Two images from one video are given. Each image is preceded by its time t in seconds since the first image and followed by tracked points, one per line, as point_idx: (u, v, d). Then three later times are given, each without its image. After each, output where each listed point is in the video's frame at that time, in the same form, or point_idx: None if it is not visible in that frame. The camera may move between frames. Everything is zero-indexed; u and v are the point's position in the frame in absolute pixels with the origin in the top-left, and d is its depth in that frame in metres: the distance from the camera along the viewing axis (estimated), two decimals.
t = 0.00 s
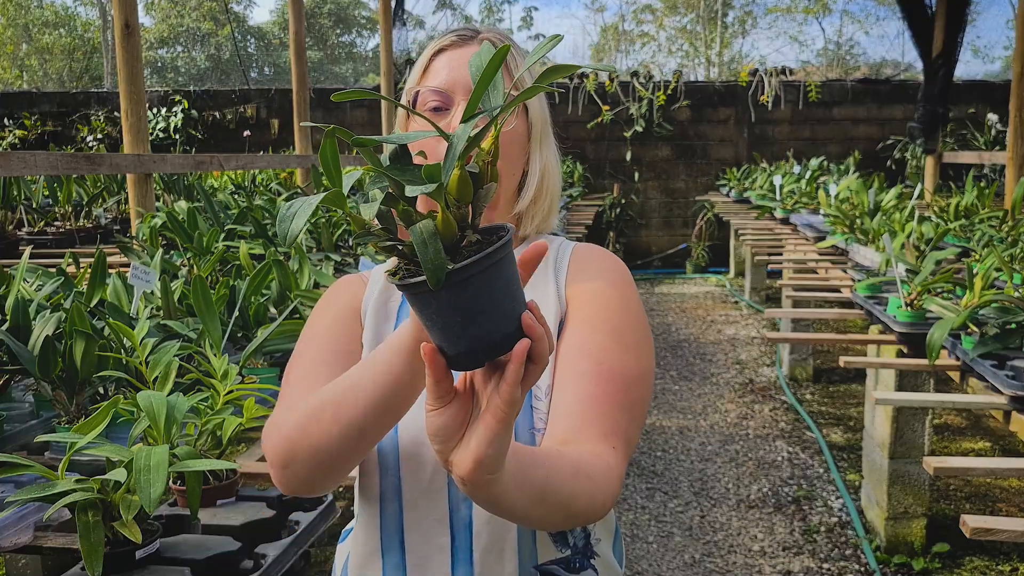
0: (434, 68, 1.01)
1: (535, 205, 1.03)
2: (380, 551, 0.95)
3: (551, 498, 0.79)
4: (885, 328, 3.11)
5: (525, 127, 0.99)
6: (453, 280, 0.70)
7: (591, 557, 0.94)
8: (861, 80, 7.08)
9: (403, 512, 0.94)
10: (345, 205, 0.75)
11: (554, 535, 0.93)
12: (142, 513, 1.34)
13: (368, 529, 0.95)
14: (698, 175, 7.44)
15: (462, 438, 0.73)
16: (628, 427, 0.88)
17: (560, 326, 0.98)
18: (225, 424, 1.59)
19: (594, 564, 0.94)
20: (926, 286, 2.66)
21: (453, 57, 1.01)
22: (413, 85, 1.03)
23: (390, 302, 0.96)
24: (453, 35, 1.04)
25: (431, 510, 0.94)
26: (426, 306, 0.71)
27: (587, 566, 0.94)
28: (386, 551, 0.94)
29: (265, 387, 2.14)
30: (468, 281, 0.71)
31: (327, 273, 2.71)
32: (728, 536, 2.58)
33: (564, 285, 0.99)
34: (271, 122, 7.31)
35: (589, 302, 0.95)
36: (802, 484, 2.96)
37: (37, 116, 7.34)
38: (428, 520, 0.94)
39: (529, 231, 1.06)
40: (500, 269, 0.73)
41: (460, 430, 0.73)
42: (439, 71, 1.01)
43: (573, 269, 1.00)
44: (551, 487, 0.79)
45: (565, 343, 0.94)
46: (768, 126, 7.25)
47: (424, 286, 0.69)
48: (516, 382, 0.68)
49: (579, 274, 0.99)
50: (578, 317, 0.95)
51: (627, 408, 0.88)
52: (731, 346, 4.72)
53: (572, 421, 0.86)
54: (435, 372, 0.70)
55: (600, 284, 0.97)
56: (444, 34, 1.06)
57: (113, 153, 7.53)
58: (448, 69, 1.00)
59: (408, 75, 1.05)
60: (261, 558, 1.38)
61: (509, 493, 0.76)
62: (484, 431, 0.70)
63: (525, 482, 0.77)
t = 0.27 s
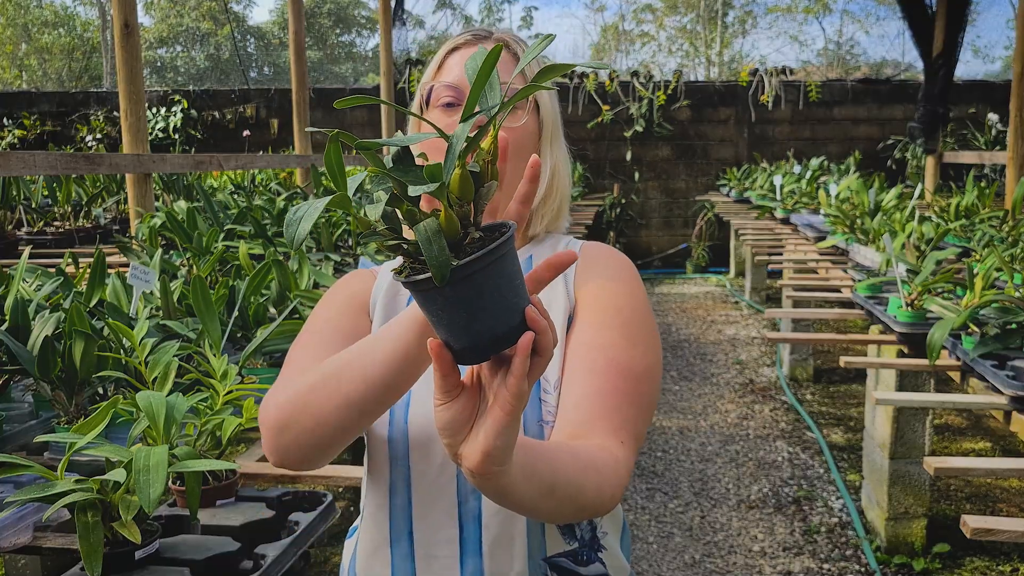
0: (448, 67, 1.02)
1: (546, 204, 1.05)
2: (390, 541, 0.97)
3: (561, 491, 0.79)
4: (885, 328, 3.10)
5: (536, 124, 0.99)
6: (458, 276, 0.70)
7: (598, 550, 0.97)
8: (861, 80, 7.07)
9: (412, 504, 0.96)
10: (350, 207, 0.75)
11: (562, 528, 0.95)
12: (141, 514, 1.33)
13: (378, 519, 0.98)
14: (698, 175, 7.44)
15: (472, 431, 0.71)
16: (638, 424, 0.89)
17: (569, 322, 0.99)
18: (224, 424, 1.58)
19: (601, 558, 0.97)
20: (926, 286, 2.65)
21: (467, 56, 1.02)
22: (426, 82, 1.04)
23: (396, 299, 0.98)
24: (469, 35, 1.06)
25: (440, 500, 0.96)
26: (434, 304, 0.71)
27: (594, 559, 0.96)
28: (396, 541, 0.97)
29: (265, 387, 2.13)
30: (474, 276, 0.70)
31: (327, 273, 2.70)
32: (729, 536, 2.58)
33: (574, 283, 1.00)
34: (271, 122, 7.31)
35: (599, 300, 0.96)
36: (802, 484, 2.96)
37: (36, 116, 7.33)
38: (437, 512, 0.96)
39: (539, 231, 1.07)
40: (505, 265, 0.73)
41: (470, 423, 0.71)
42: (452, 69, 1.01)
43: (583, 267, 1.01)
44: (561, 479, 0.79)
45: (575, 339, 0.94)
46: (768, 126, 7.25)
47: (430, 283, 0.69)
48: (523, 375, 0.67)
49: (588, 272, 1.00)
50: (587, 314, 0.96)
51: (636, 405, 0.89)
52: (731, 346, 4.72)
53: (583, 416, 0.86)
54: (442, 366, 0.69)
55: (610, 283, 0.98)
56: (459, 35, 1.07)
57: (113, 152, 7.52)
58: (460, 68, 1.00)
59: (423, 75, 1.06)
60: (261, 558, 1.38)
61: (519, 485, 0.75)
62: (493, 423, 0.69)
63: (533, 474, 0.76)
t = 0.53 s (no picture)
0: (461, 69, 1.03)
1: (554, 206, 1.05)
2: (399, 535, 0.97)
3: (574, 482, 0.82)
4: (884, 328, 3.10)
5: (545, 130, 1.00)
6: (477, 260, 0.77)
7: (604, 548, 0.97)
8: (861, 80, 7.07)
9: (423, 498, 0.97)
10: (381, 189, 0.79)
11: (567, 524, 0.96)
12: (142, 513, 1.34)
13: (389, 513, 0.98)
14: (698, 175, 7.44)
15: (490, 416, 0.75)
16: (645, 419, 0.91)
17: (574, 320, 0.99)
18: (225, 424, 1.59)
19: (607, 555, 0.98)
20: (926, 286, 2.66)
21: (479, 59, 1.02)
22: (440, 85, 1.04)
23: (409, 293, 1.06)
24: (482, 38, 1.06)
25: (450, 495, 0.97)
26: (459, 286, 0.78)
27: (599, 555, 0.97)
28: (405, 535, 0.97)
29: (266, 387, 2.14)
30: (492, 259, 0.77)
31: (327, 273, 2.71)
32: (728, 536, 2.59)
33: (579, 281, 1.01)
34: (271, 122, 7.32)
35: (604, 298, 0.97)
36: (802, 484, 2.97)
37: (36, 116, 7.34)
38: (447, 508, 0.96)
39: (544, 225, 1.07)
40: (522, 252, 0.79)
41: (487, 409, 0.75)
42: (466, 71, 1.02)
43: (587, 265, 1.02)
44: (575, 474, 0.82)
45: (582, 337, 0.96)
46: (768, 126, 7.26)
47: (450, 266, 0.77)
48: (538, 362, 0.69)
49: (593, 270, 1.01)
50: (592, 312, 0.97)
51: (643, 401, 0.91)
52: (731, 346, 4.73)
53: (593, 414, 0.89)
54: (459, 351, 0.73)
55: (615, 280, 0.99)
56: (473, 37, 1.07)
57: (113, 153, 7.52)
58: (474, 71, 1.01)
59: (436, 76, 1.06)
60: (262, 558, 1.38)
61: (533, 474, 0.78)
62: (510, 411, 0.72)
63: (548, 463, 0.80)
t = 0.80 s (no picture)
0: (456, 76, 1.03)
1: (552, 208, 1.05)
2: (399, 530, 0.97)
3: (572, 479, 0.83)
4: (884, 328, 3.10)
5: (542, 132, 1.01)
6: (469, 258, 0.76)
7: (604, 543, 0.98)
8: (861, 80, 7.07)
9: (422, 494, 0.97)
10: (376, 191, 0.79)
11: (567, 519, 0.97)
12: (142, 513, 1.34)
13: (389, 507, 0.98)
14: (698, 175, 7.44)
15: (486, 411, 0.75)
16: (643, 417, 0.92)
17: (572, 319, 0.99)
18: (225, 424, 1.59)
19: (607, 550, 0.98)
20: (926, 286, 2.65)
21: (474, 65, 1.03)
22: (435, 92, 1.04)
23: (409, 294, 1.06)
24: (476, 44, 1.06)
25: (450, 490, 0.97)
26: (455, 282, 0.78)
27: (599, 550, 0.97)
28: (405, 530, 0.97)
29: (265, 387, 2.14)
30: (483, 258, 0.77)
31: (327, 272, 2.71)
32: (728, 535, 2.59)
33: (578, 280, 1.01)
34: (271, 122, 7.31)
35: (603, 297, 0.97)
36: (802, 484, 2.97)
37: (37, 116, 7.33)
38: (447, 502, 0.97)
39: (543, 222, 1.06)
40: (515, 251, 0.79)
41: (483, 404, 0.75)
42: (461, 78, 1.02)
43: (587, 265, 1.02)
44: (574, 471, 0.83)
45: (581, 335, 0.96)
46: (768, 126, 7.26)
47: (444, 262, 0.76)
48: (531, 359, 0.69)
49: (593, 269, 1.01)
50: (591, 310, 0.97)
51: (641, 399, 0.92)
52: (731, 346, 4.73)
53: (592, 411, 0.89)
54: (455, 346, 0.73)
55: (614, 280, 0.99)
56: (466, 43, 1.07)
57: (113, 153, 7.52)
58: (470, 76, 1.01)
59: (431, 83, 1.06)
60: (261, 558, 1.38)
61: (529, 469, 0.79)
62: (504, 407, 0.72)
63: (547, 459, 0.80)
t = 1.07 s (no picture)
0: (452, 74, 1.03)
1: (548, 205, 1.05)
2: (401, 532, 0.97)
3: (580, 481, 0.83)
4: (884, 328, 3.10)
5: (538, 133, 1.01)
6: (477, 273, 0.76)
7: (604, 539, 0.98)
8: (861, 80, 7.07)
9: (425, 495, 0.97)
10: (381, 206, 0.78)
11: (567, 516, 0.96)
12: (142, 513, 1.34)
13: (390, 508, 0.98)
14: (698, 175, 7.45)
15: (495, 424, 0.76)
16: (644, 414, 0.92)
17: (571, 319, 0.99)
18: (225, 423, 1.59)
19: (607, 546, 0.98)
20: (926, 286, 2.65)
21: (470, 64, 1.03)
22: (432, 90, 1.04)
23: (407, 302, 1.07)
24: (471, 42, 1.06)
25: (452, 490, 0.97)
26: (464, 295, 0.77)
27: (600, 547, 0.97)
28: (407, 531, 0.97)
29: (265, 387, 2.13)
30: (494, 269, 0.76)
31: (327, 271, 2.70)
32: (728, 536, 2.59)
33: (573, 281, 1.01)
34: (271, 122, 7.32)
35: (600, 296, 0.97)
36: (802, 484, 2.96)
37: (36, 116, 7.34)
38: (449, 502, 0.97)
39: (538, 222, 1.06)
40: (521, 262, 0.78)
41: (494, 415, 0.76)
42: (457, 76, 1.02)
43: (583, 264, 1.02)
44: (581, 474, 0.83)
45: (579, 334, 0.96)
46: (768, 126, 7.26)
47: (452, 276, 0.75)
48: (544, 370, 0.70)
49: (588, 269, 1.01)
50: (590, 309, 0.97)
51: (642, 397, 0.92)
52: (731, 346, 4.73)
53: (595, 412, 0.89)
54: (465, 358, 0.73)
55: (610, 278, 0.99)
56: (463, 40, 1.07)
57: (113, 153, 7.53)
58: (465, 74, 1.01)
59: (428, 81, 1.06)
60: (261, 558, 1.38)
61: (540, 476, 0.80)
62: (516, 418, 0.73)
63: (553, 463, 0.81)
